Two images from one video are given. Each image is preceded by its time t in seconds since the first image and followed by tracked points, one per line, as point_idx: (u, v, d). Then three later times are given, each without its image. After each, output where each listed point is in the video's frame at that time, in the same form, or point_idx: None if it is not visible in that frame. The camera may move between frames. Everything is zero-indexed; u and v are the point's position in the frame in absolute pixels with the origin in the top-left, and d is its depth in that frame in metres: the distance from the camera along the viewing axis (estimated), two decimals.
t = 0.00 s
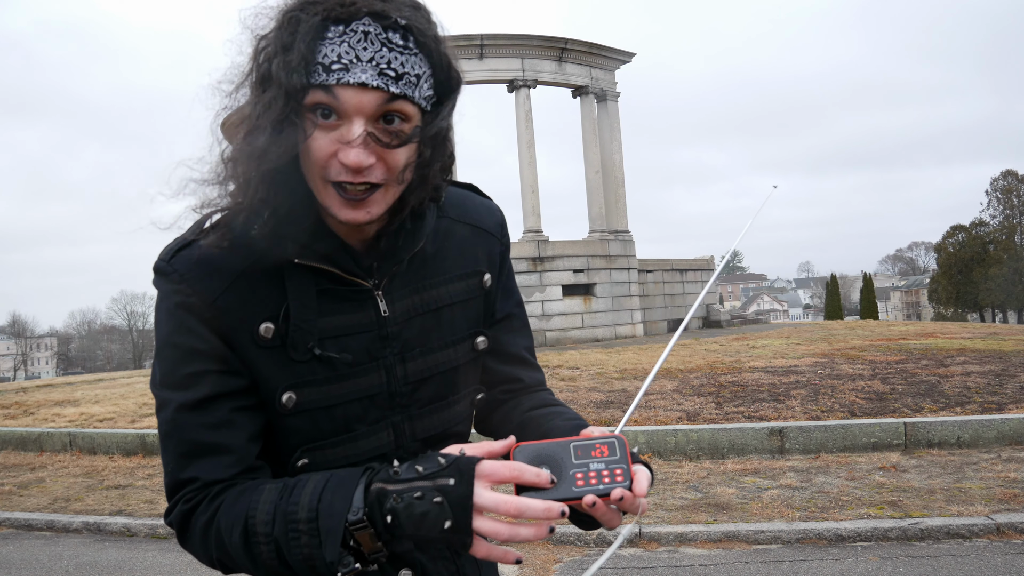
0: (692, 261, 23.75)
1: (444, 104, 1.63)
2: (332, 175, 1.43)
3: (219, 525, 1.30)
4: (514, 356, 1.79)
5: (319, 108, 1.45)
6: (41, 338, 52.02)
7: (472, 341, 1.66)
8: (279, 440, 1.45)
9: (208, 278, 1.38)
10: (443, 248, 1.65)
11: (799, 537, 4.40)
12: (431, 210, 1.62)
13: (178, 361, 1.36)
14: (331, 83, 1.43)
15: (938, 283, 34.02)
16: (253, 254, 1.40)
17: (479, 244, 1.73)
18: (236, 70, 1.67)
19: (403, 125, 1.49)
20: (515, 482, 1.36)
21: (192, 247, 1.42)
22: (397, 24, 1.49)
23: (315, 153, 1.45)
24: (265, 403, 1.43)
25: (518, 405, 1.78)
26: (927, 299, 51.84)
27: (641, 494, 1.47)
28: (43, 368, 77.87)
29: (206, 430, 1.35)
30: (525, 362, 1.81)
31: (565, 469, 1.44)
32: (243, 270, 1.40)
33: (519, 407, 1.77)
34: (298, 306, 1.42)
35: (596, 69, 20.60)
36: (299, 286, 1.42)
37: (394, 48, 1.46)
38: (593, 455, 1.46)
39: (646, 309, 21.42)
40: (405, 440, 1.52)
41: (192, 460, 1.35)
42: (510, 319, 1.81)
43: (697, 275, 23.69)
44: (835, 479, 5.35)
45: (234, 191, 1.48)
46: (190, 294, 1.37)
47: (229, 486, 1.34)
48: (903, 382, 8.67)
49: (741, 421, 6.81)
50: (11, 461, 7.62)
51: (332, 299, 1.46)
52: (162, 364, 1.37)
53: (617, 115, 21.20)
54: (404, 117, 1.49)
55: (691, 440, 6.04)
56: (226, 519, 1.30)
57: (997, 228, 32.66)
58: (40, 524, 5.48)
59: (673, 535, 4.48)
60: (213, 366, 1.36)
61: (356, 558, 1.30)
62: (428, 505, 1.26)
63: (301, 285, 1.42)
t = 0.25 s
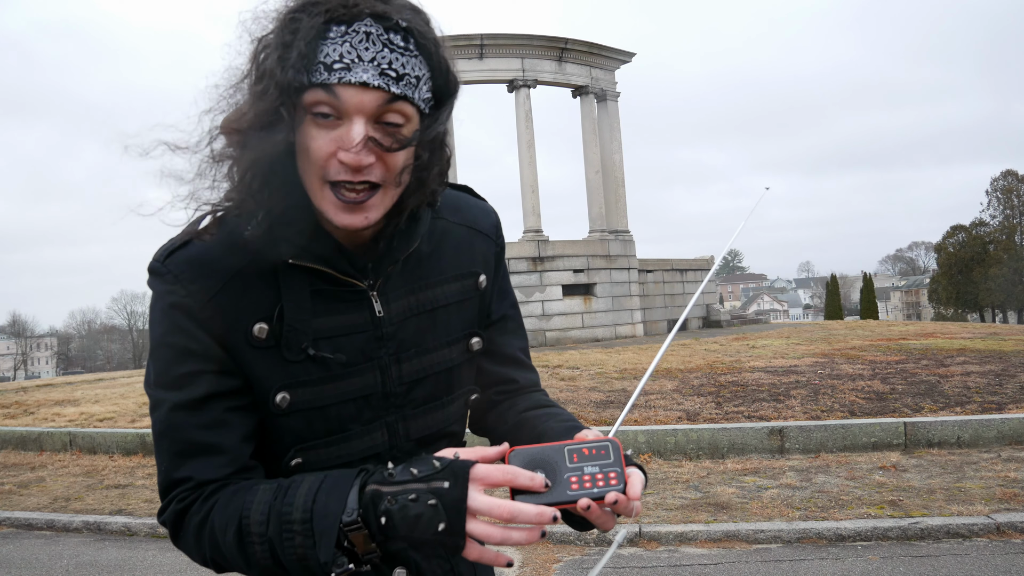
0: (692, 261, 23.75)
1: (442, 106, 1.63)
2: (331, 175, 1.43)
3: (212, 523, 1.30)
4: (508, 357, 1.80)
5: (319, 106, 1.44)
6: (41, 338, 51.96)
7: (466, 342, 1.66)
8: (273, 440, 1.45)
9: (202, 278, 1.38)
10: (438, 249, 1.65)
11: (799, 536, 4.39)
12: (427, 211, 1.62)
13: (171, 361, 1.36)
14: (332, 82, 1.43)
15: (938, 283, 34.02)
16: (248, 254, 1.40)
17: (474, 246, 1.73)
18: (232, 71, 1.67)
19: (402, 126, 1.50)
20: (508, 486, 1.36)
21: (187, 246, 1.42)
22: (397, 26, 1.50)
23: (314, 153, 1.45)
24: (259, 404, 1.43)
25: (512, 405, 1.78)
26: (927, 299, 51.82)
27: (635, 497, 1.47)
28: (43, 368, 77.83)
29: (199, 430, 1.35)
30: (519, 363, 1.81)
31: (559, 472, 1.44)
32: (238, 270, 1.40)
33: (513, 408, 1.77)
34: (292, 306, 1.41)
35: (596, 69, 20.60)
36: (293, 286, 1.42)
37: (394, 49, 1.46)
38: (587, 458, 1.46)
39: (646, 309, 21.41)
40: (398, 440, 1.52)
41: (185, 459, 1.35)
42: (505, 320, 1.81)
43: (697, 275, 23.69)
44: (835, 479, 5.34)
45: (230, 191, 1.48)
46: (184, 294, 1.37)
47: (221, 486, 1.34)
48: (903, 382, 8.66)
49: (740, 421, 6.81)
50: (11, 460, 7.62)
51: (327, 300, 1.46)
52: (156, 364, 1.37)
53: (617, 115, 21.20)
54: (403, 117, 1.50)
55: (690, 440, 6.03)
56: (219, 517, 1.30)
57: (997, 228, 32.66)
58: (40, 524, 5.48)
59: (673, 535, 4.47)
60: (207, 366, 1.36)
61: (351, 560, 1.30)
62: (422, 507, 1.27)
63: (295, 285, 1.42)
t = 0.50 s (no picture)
0: (692, 261, 23.76)
1: (444, 107, 1.63)
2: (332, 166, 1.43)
3: (181, 500, 1.31)
4: (505, 361, 1.80)
5: (322, 98, 1.45)
6: (41, 338, 51.88)
7: (462, 345, 1.66)
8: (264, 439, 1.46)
9: (199, 277, 1.38)
10: (437, 252, 1.65)
11: (799, 537, 4.40)
12: (427, 214, 1.62)
13: (165, 359, 1.36)
14: (335, 73, 1.43)
15: (938, 283, 34.02)
16: (247, 254, 1.41)
17: (473, 249, 1.73)
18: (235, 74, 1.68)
19: (405, 121, 1.50)
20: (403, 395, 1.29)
21: (185, 245, 1.42)
22: (400, 22, 1.51)
23: (316, 145, 1.45)
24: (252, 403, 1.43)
25: (509, 409, 1.78)
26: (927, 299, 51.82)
27: (639, 499, 1.52)
28: (43, 368, 77.79)
29: (188, 427, 1.35)
30: (516, 367, 1.81)
31: (565, 475, 1.53)
32: (236, 269, 1.40)
33: (510, 412, 1.77)
34: (290, 307, 1.41)
35: (596, 69, 20.60)
36: (291, 286, 1.42)
37: (398, 43, 1.47)
38: (592, 461, 1.53)
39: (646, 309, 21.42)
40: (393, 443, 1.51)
41: (172, 455, 1.36)
42: (502, 325, 1.82)
43: (696, 275, 23.69)
44: (835, 479, 5.34)
45: (231, 191, 1.48)
46: (181, 294, 1.37)
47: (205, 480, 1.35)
48: (903, 382, 8.67)
49: (741, 421, 6.81)
50: (11, 461, 7.62)
51: (325, 301, 1.45)
52: (150, 362, 1.37)
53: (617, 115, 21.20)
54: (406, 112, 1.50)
55: (691, 440, 6.04)
56: (186, 492, 1.31)
57: (997, 228, 32.66)
58: (40, 524, 5.48)
59: (673, 535, 4.47)
60: (200, 367, 1.36)
61: (290, 518, 1.27)
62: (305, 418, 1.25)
63: (292, 286, 1.42)
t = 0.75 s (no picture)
0: (692, 260, 23.75)
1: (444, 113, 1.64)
2: (330, 170, 1.42)
3: (169, 503, 1.32)
4: (505, 365, 1.80)
5: (320, 103, 1.45)
6: (41, 338, 51.91)
7: (461, 350, 1.66)
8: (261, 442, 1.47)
9: (198, 281, 1.38)
10: (437, 257, 1.65)
11: (799, 536, 4.39)
12: (428, 221, 1.62)
13: (162, 363, 1.36)
14: (333, 77, 1.44)
15: (938, 283, 34.01)
16: (246, 258, 1.41)
17: (473, 254, 1.73)
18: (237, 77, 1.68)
19: (403, 125, 1.49)
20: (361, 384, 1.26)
21: (185, 250, 1.42)
22: (400, 26, 1.52)
23: (314, 149, 1.45)
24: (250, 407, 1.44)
25: (508, 413, 1.78)
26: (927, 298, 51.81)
27: (644, 504, 1.53)
28: (43, 368, 77.81)
29: (182, 430, 1.35)
30: (515, 371, 1.82)
31: (571, 480, 1.53)
32: (235, 274, 1.40)
33: (509, 416, 1.78)
34: (289, 312, 1.41)
35: (595, 68, 20.60)
36: (289, 291, 1.41)
37: (396, 47, 1.48)
38: (597, 466, 1.54)
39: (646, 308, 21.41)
40: (390, 448, 1.51)
41: (166, 457, 1.36)
42: (502, 329, 1.82)
43: (696, 274, 23.68)
44: (835, 479, 5.34)
45: (231, 195, 1.49)
46: (181, 298, 1.37)
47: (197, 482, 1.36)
48: (903, 382, 8.67)
49: (741, 421, 6.81)
50: (11, 461, 7.61)
51: (324, 306, 1.45)
52: (148, 365, 1.38)
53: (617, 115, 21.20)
54: (404, 117, 1.49)
55: (690, 440, 6.03)
56: (174, 496, 1.32)
57: (997, 228, 32.66)
58: (40, 524, 5.48)
59: (673, 535, 4.47)
60: (197, 372, 1.37)
61: (259, 518, 1.25)
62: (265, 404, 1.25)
63: (291, 291, 1.41)
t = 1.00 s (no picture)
0: (692, 261, 23.76)
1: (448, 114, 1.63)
2: (331, 175, 1.43)
3: (173, 514, 1.32)
4: (507, 367, 1.80)
5: (320, 108, 1.46)
6: (41, 338, 51.98)
7: (463, 352, 1.66)
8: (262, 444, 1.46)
9: (201, 284, 1.38)
10: (439, 259, 1.65)
11: (799, 537, 4.39)
12: (430, 222, 1.62)
13: (164, 367, 1.37)
14: (333, 81, 1.44)
15: (938, 284, 34.00)
16: (247, 260, 1.41)
17: (476, 256, 1.73)
18: (240, 76, 1.68)
19: (405, 129, 1.49)
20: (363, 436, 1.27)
21: (186, 252, 1.43)
22: (401, 29, 1.52)
23: (315, 154, 1.45)
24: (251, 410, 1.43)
25: (511, 415, 1.78)
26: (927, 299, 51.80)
27: (646, 512, 1.52)
28: (42, 369, 77.80)
29: (184, 434, 1.36)
30: (518, 373, 1.82)
31: (572, 488, 1.53)
32: (236, 276, 1.40)
33: (512, 418, 1.78)
34: (290, 315, 1.41)
35: (596, 69, 20.61)
36: (291, 293, 1.42)
37: (397, 51, 1.48)
38: (598, 474, 1.53)
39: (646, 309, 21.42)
40: (391, 449, 1.51)
41: (169, 461, 1.36)
42: (505, 331, 1.81)
43: (697, 275, 23.68)
44: (835, 479, 5.34)
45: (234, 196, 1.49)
46: (183, 301, 1.37)
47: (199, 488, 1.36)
48: (903, 382, 8.67)
49: (741, 421, 6.81)
50: (11, 461, 7.61)
51: (326, 308, 1.45)
52: (150, 368, 1.38)
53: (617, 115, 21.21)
54: (405, 121, 1.49)
55: (690, 440, 6.04)
56: (177, 507, 1.32)
57: (997, 228, 32.67)
58: (40, 524, 5.48)
59: (673, 535, 4.47)
60: (198, 375, 1.37)
61: (259, 556, 1.26)
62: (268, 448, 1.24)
63: (293, 293, 1.42)
